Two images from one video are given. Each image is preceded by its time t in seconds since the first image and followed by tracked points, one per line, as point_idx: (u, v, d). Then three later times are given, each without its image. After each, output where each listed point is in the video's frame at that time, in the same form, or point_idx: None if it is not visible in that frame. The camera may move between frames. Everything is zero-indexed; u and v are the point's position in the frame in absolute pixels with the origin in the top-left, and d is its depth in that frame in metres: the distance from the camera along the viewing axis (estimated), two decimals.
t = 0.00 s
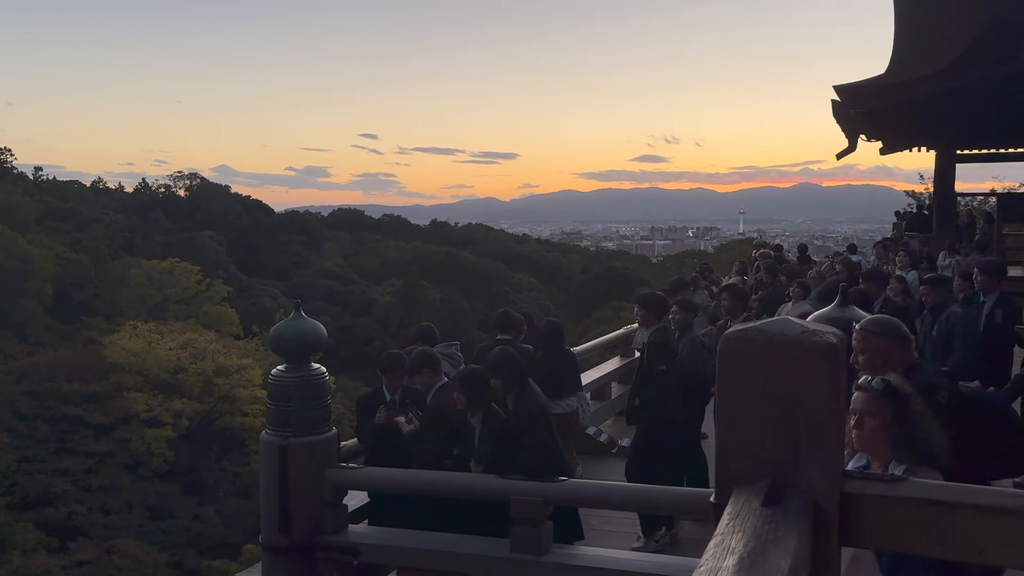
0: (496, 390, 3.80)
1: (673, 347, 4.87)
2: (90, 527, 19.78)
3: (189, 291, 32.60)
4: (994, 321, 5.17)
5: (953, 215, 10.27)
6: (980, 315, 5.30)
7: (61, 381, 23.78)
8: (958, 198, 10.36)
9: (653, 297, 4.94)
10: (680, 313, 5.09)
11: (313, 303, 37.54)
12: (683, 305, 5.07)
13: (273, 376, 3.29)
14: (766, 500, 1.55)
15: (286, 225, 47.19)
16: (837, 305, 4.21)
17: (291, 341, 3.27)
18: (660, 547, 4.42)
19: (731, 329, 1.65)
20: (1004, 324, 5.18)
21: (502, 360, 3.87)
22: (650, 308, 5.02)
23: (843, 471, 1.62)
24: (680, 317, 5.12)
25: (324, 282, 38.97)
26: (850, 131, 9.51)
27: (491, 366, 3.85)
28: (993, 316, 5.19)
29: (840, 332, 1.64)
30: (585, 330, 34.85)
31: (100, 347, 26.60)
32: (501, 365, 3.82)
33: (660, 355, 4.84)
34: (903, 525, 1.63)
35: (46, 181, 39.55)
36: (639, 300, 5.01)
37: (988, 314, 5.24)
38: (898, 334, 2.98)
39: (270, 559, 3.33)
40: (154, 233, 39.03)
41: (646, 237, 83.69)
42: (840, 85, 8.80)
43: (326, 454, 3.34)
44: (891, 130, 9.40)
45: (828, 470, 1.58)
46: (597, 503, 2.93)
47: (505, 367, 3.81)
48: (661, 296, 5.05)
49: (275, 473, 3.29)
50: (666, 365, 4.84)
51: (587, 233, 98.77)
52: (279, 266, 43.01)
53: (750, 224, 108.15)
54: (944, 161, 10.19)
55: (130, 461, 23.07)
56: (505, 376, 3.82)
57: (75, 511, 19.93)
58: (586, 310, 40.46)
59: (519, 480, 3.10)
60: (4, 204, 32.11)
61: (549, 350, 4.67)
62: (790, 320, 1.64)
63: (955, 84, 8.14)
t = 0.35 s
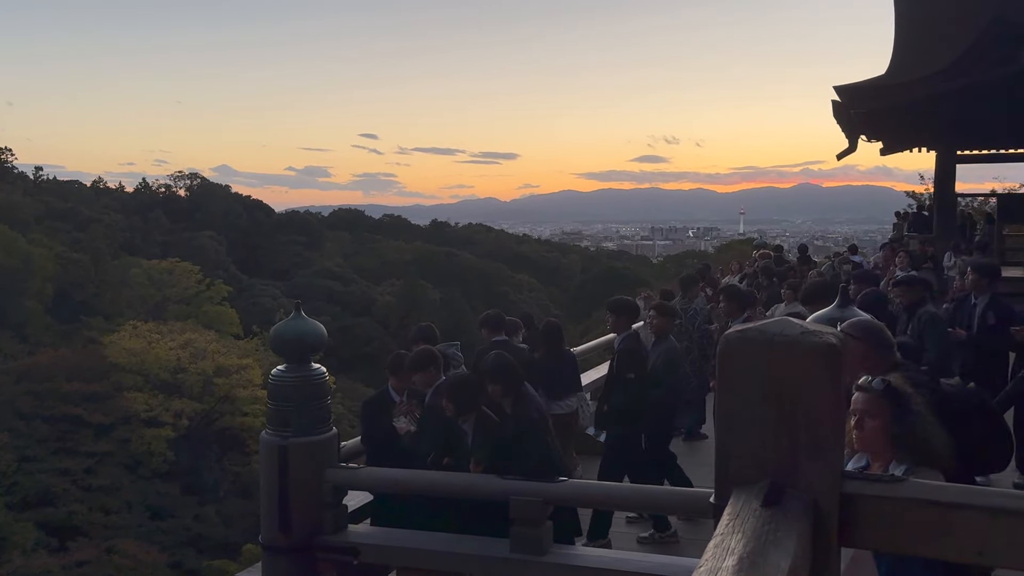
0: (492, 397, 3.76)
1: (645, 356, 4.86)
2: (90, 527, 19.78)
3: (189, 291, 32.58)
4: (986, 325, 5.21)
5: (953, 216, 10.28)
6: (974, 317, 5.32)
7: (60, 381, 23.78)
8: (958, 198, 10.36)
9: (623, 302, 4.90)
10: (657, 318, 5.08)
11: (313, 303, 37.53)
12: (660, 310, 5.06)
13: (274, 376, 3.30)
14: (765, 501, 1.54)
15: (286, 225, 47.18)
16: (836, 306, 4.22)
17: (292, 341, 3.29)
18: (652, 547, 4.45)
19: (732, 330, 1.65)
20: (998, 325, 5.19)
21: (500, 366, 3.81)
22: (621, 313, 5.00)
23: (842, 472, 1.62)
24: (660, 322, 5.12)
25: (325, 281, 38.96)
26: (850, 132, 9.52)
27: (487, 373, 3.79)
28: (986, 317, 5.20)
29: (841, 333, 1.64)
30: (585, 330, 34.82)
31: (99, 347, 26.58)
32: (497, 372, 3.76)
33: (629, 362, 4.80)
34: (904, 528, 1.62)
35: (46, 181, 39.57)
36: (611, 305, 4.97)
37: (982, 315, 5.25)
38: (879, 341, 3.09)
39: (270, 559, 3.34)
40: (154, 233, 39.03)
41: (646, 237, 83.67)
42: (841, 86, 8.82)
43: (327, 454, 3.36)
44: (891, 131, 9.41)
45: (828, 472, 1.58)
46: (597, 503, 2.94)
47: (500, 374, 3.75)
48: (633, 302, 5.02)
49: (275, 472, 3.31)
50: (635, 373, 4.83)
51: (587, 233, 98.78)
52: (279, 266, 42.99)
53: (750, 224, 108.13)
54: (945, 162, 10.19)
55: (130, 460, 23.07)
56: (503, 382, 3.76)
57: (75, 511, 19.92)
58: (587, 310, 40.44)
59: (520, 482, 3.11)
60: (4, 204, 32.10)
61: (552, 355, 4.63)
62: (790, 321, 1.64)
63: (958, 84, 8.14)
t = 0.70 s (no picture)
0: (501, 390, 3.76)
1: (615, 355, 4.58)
2: (94, 523, 19.86)
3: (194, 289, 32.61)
4: (968, 326, 5.20)
5: (958, 215, 10.26)
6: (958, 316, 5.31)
7: (66, 378, 23.88)
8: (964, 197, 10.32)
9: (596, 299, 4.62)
10: (635, 315, 5.03)
11: (317, 301, 37.58)
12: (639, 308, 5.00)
13: (278, 374, 3.36)
14: (768, 500, 1.54)
15: (291, 223, 47.25)
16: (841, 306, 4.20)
17: (296, 338, 3.34)
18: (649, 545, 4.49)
19: (735, 328, 1.66)
20: (982, 324, 5.18)
21: (507, 360, 3.83)
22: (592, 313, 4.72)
23: (845, 471, 1.62)
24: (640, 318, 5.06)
25: (329, 280, 39.01)
26: (856, 131, 9.52)
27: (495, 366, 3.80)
28: (968, 319, 5.19)
29: (843, 331, 1.64)
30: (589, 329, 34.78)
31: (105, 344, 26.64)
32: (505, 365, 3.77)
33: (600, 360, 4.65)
34: (908, 529, 1.62)
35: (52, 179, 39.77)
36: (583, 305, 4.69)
37: (965, 315, 5.24)
38: (866, 338, 3.11)
39: (273, 555, 3.41)
40: (159, 230, 39.13)
41: (651, 236, 83.53)
42: (846, 84, 8.91)
43: (330, 451, 3.42)
44: (897, 131, 9.42)
45: (831, 471, 1.58)
46: (600, 502, 2.96)
47: (508, 366, 3.75)
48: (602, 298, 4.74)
49: (279, 471, 3.37)
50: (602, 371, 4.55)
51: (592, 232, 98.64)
52: (284, 264, 43.05)
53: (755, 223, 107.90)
54: (950, 160, 10.16)
55: (135, 458, 23.12)
56: (511, 374, 3.77)
57: (80, 508, 20.03)
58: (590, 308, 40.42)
59: (524, 479, 3.13)
60: (11, 202, 32.26)
61: (556, 353, 4.72)
62: (794, 320, 1.64)
63: (960, 84, 8.10)
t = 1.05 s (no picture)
0: (530, 372, 4.03)
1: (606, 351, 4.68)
2: (107, 514, 20.05)
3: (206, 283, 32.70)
4: (965, 323, 5.21)
5: (973, 210, 10.18)
6: (957, 313, 5.32)
7: (79, 371, 24.06)
8: (978, 191, 10.24)
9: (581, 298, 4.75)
10: (620, 312, 5.28)
11: (329, 295, 37.70)
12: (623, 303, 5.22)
13: (289, 367, 3.47)
14: (778, 495, 1.54)
15: (302, 217, 47.37)
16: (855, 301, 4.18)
17: (308, 332, 3.46)
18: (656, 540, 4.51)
19: (745, 323, 1.66)
20: (979, 322, 5.19)
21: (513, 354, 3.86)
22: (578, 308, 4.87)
23: (857, 467, 1.62)
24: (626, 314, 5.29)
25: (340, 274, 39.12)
26: (870, 125, 9.43)
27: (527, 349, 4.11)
28: (966, 316, 5.21)
29: (855, 327, 1.63)
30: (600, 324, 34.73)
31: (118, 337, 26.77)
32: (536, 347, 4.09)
33: (589, 356, 4.63)
34: (923, 524, 1.61)
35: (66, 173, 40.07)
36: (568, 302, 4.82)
37: (963, 312, 5.26)
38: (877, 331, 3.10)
39: (284, 547, 3.49)
40: (172, 224, 39.30)
41: (663, 230, 83.34)
42: (859, 79, 8.77)
43: (341, 445, 3.51)
44: (911, 125, 9.31)
45: (844, 467, 1.58)
46: (611, 497, 2.98)
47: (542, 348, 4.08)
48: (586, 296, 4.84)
49: (291, 463, 3.46)
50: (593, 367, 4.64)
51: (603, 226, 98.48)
52: (295, 258, 43.21)
53: (767, 218, 107.42)
54: (965, 154, 10.07)
55: (148, 450, 23.25)
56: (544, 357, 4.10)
57: (93, 499, 20.22)
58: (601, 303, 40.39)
59: (536, 473, 3.16)
60: (25, 196, 32.54)
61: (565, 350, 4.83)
62: (805, 315, 1.64)
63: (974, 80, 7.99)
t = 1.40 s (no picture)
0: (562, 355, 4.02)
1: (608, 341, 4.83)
2: (132, 498, 20.39)
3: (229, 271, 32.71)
4: (981, 321, 5.15)
5: (998, 201, 10.07)
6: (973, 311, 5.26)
7: (104, 357, 24.38)
8: (1004, 182, 10.13)
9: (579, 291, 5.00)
10: (627, 303, 5.19)
11: (349, 284, 37.93)
12: (629, 295, 5.11)
13: (312, 355, 3.52)
14: (803, 485, 1.53)
15: (324, 206, 47.60)
16: (880, 291, 4.14)
17: (329, 319, 3.52)
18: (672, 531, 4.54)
19: (771, 312, 1.65)
20: (993, 321, 5.13)
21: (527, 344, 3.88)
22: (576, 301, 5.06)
23: (882, 457, 1.60)
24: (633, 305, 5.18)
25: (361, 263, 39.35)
26: (895, 115, 9.36)
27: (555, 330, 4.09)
28: (981, 314, 5.15)
29: (884, 317, 1.62)
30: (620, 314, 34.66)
31: (143, 324, 27.02)
32: (564, 326, 4.06)
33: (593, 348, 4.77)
34: (946, 514, 1.61)
35: (92, 162, 40.59)
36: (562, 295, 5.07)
37: (978, 311, 5.20)
38: (910, 325, 3.08)
39: (307, 531, 3.56)
40: (195, 213, 39.64)
41: (683, 221, 83.01)
42: (884, 68, 8.70)
43: (363, 431, 3.56)
44: (937, 116, 9.24)
45: (870, 456, 1.57)
46: (629, 486, 3.00)
47: (571, 328, 4.05)
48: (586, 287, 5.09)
49: (313, 449, 3.54)
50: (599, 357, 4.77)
51: (622, 217, 98.19)
52: (316, 247, 43.48)
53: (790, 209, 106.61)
54: (991, 146, 9.96)
55: (171, 436, 23.50)
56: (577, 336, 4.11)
57: (119, 483, 20.59)
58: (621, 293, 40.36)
59: (556, 461, 3.19)
60: (52, 184, 33.03)
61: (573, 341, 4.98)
62: (833, 305, 1.63)
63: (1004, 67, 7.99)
